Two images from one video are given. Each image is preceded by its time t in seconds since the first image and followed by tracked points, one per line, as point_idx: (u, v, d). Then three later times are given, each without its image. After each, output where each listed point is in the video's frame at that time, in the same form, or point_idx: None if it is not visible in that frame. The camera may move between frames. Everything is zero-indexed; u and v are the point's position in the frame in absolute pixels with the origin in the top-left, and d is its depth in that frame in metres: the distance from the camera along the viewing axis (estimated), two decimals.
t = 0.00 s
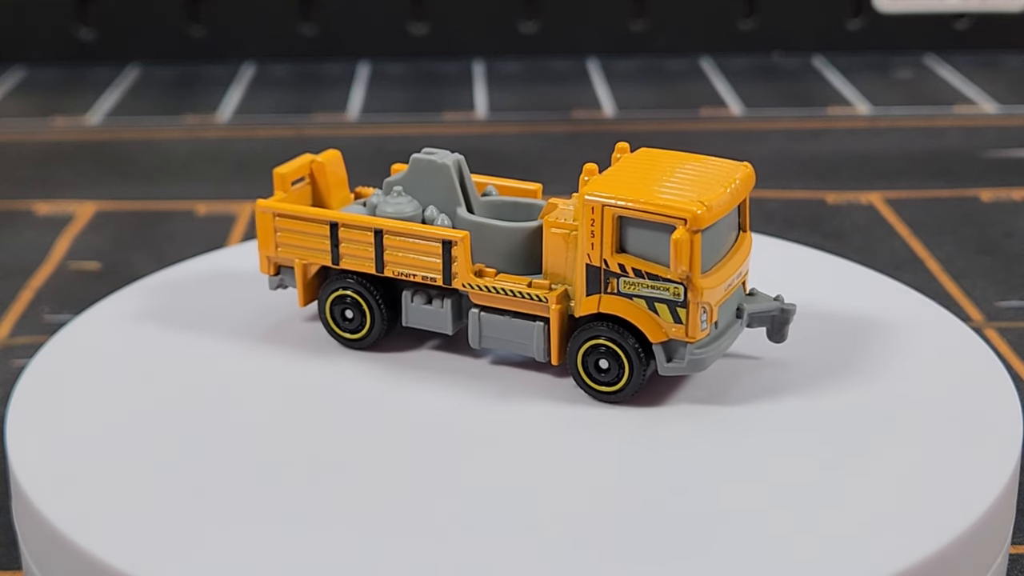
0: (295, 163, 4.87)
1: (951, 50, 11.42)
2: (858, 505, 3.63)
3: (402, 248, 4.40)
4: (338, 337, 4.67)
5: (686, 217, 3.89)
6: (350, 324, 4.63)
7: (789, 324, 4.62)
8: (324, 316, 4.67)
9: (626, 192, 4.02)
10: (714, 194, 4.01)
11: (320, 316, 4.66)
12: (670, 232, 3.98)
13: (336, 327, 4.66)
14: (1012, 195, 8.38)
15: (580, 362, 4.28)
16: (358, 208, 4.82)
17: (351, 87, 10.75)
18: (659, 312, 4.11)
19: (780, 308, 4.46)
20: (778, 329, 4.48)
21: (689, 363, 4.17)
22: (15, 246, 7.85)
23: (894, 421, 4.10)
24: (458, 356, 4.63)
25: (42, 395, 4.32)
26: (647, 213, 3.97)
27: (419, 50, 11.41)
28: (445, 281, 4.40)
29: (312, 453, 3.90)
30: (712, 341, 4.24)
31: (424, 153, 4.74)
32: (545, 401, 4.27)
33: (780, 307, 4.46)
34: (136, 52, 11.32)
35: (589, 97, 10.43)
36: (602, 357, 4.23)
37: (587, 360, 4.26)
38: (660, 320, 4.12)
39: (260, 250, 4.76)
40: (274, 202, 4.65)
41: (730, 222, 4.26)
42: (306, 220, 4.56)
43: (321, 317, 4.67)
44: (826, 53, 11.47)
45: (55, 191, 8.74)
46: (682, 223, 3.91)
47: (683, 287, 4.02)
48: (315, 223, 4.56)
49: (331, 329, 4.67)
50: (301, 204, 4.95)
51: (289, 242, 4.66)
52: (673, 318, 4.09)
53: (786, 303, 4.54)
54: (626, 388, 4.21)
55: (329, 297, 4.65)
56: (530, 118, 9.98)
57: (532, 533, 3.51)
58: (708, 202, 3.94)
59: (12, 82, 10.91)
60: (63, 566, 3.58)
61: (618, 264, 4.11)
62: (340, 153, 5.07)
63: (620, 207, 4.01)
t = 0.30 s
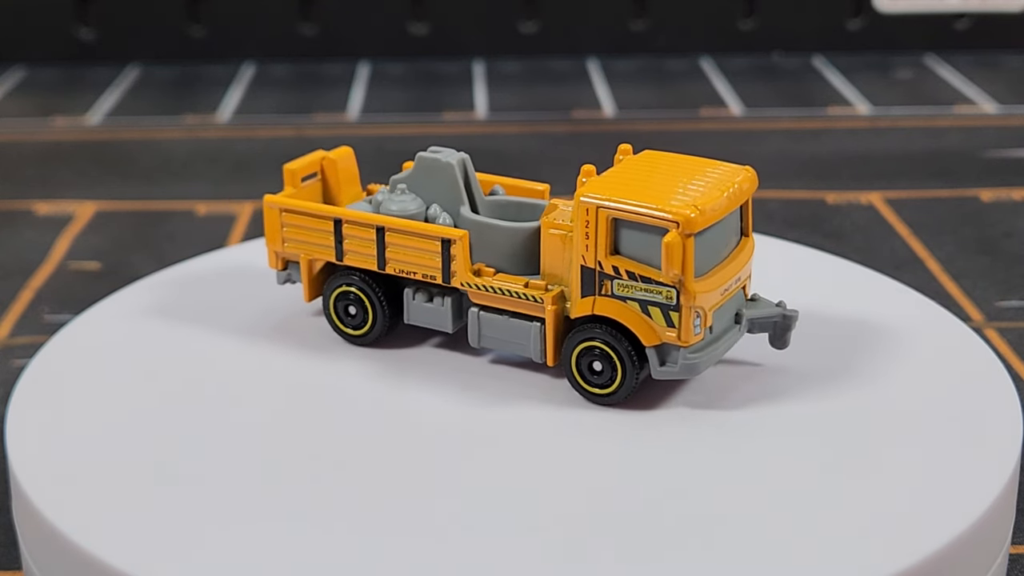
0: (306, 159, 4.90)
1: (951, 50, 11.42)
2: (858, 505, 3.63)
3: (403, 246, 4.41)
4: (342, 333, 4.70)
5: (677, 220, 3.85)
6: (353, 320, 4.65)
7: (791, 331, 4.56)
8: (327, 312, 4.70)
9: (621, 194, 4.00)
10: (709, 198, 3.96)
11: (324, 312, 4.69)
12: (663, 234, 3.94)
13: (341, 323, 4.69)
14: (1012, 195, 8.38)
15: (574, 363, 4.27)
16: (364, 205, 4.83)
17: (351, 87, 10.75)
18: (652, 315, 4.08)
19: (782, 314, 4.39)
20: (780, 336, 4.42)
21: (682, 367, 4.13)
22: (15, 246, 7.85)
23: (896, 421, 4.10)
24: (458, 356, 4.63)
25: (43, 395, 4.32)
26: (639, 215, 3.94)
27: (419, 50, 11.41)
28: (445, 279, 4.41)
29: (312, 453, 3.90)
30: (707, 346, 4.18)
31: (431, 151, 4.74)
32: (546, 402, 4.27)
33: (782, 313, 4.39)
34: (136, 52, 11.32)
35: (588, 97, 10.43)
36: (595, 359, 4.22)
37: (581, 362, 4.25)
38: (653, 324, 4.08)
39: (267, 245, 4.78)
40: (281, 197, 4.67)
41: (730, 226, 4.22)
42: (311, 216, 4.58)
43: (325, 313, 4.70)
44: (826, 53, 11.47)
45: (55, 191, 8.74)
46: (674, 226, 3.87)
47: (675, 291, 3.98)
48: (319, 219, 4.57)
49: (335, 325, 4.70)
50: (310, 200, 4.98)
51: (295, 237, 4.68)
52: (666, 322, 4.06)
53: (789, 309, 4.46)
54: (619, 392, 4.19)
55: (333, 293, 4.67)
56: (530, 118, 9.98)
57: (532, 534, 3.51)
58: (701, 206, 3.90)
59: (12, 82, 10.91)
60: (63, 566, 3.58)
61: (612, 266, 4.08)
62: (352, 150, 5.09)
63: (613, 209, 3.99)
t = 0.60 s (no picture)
0: (316, 156, 4.92)
1: (951, 50, 11.42)
2: (858, 505, 3.63)
3: (405, 244, 4.43)
4: (347, 329, 4.74)
5: (670, 223, 3.83)
6: (358, 317, 4.69)
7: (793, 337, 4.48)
8: (332, 309, 4.74)
9: (617, 195, 3.98)
10: (705, 201, 3.93)
11: (329, 308, 4.73)
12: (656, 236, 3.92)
13: (346, 319, 4.73)
14: (1012, 195, 8.38)
15: (569, 364, 4.26)
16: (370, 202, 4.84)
17: (351, 87, 10.75)
18: (645, 318, 4.05)
19: (783, 320, 4.31)
20: (781, 342, 4.34)
21: (676, 371, 4.10)
22: (15, 246, 7.86)
23: (898, 421, 4.11)
24: (458, 356, 4.63)
25: (42, 396, 4.32)
26: (633, 216, 3.92)
27: (419, 50, 11.41)
28: (445, 278, 4.42)
29: (311, 454, 3.90)
30: (701, 350, 4.14)
31: (436, 150, 4.73)
32: (546, 403, 4.27)
33: (784, 320, 4.31)
34: (136, 52, 11.32)
35: (588, 97, 10.43)
36: (589, 361, 4.21)
37: (576, 363, 4.25)
38: (646, 326, 4.06)
39: (275, 240, 4.82)
40: (288, 194, 4.70)
41: (729, 231, 4.18)
42: (316, 212, 4.60)
43: (330, 309, 4.74)
44: (826, 53, 11.47)
45: (55, 191, 8.74)
46: (667, 229, 3.84)
47: (668, 294, 3.95)
48: (325, 215, 4.60)
49: (341, 322, 4.74)
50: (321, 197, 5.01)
51: (301, 233, 4.70)
52: (659, 325, 4.03)
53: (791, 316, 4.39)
54: (611, 395, 4.17)
55: (337, 289, 4.70)
56: (530, 118, 9.98)
57: (532, 535, 3.51)
58: (696, 209, 3.87)
59: (12, 82, 10.91)
60: (63, 565, 3.58)
61: (607, 268, 4.07)
62: (363, 148, 5.11)
63: (608, 211, 3.98)
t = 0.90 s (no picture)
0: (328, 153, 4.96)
1: (951, 50, 11.43)
2: (858, 506, 3.63)
3: (406, 242, 4.43)
4: (353, 325, 4.76)
5: (661, 226, 3.81)
6: (362, 313, 4.71)
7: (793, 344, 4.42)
8: (338, 304, 4.76)
9: (611, 198, 3.97)
10: (700, 206, 3.91)
11: (335, 303, 4.76)
12: (649, 239, 3.90)
13: (351, 315, 4.75)
14: (1012, 195, 8.38)
15: (563, 365, 4.24)
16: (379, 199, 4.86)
17: (351, 87, 10.75)
18: (637, 321, 4.02)
19: (783, 327, 4.25)
20: (782, 349, 4.29)
21: (668, 375, 4.06)
22: (15, 246, 7.85)
23: (897, 421, 4.11)
24: (458, 356, 4.63)
25: (42, 396, 4.31)
26: (624, 219, 3.91)
27: (419, 50, 11.41)
28: (445, 276, 4.42)
29: (311, 454, 3.90)
30: (694, 354, 4.10)
31: (442, 149, 4.74)
32: (545, 403, 4.26)
33: (784, 326, 4.25)
34: (136, 52, 11.32)
35: (588, 97, 10.44)
36: (583, 362, 4.18)
37: (569, 365, 4.22)
38: (638, 329, 4.03)
39: (284, 236, 4.86)
40: (297, 189, 4.74)
41: (727, 236, 4.15)
42: (323, 209, 4.64)
43: (336, 305, 4.77)
44: (826, 53, 11.47)
45: (55, 191, 8.74)
46: (658, 232, 3.83)
47: (659, 297, 3.93)
48: (331, 212, 4.63)
49: (346, 317, 4.76)
50: (332, 194, 5.05)
51: (309, 229, 4.74)
52: (650, 329, 4.00)
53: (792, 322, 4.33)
54: (603, 397, 4.14)
55: (342, 285, 4.73)
56: (531, 118, 9.97)
57: (531, 535, 3.50)
58: (689, 214, 3.85)
59: (11, 82, 10.90)
60: (63, 565, 3.57)
61: (600, 270, 4.05)
62: (376, 146, 5.14)
63: (602, 213, 3.97)
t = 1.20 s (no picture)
0: (341, 150, 4.98)
1: (951, 50, 11.43)
2: (858, 505, 3.63)
3: (408, 239, 4.44)
4: (358, 322, 4.79)
5: (653, 229, 3.79)
6: (367, 310, 4.73)
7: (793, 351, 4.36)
8: (344, 301, 4.79)
9: (604, 199, 3.95)
10: (694, 209, 3.88)
11: (341, 299, 4.79)
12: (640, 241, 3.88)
13: (356, 312, 4.77)
14: (1012, 195, 8.38)
15: (557, 367, 4.23)
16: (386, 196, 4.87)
17: (351, 87, 10.75)
18: (629, 324, 4.00)
19: (782, 332, 4.19)
20: (781, 355, 4.22)
21: (659, 379, 4.04)
22: (15, 246, 7.86)
23: (898, 421, 4.11)
24: (457, 356, 4.63)
25: (42, 396, 4.31)
26: (617, 220, 3.89)
27: (419, 49, 11.41)
28: (444, 275, 4.42)
29: (311, 454, 3.90)
30: (686, 359, 4.08)
31: (449, 147, 4.74)
32: (545, 403, 4.26)
33: (783, 332, 4.20)
34: (136, 53, 11.32)
35: (588, 97, 10.44)
36: (576, 364, 4.18)
37: (563, 366, 4.22)
38: (630, 332, 4.01)
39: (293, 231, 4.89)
40: (306, 185, 4.76)
41: (724, 239, 4.12)
42: (329, 205, 4.66)
43: (342, 301, 4.79)
44: (826, 53, 11.48)
45: (55, 191, 8.74)
46: (649, 234, 3.81)
47: (651, 300, 3.90)
48: (337, 209, 4.64)
49: (352, 314, 4.79)
50: (343, 190, 5.08)
51: (316, 225, 4.76)
52: (641, 332, 3.97)
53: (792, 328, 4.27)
54: (595, 399, 4.14)
55: (348, 281, 4.75)
56: (530, 118, 9.97)
57: (531, 536, 3.50)
58: (681, 216, 3.82)
59: (11, 81, 10.90)
60: (63, 565, 3.57)
61: (593, 272, 4.03)
62: (389, 144, 5.16)
63: (595, 215, 3.95)
